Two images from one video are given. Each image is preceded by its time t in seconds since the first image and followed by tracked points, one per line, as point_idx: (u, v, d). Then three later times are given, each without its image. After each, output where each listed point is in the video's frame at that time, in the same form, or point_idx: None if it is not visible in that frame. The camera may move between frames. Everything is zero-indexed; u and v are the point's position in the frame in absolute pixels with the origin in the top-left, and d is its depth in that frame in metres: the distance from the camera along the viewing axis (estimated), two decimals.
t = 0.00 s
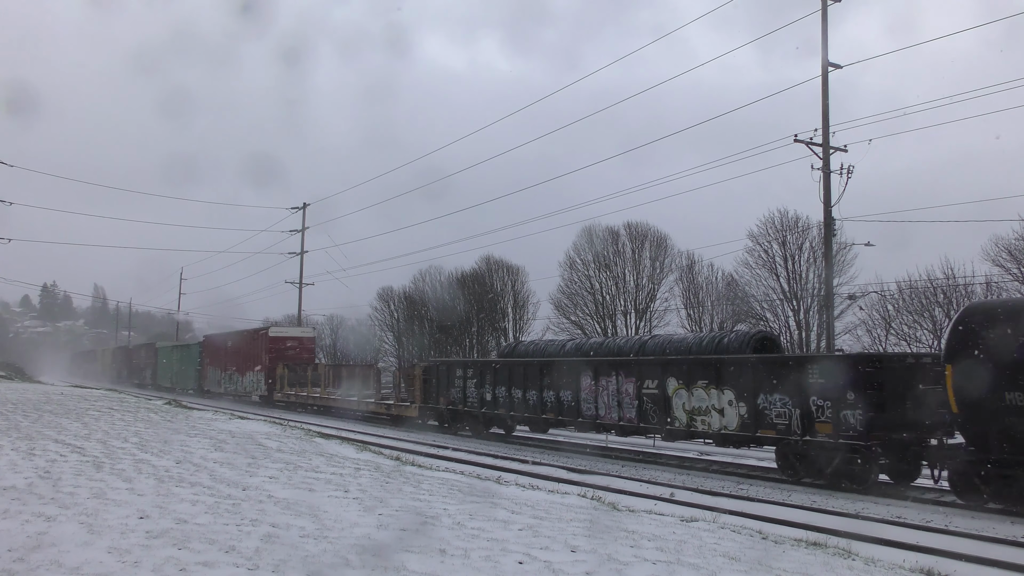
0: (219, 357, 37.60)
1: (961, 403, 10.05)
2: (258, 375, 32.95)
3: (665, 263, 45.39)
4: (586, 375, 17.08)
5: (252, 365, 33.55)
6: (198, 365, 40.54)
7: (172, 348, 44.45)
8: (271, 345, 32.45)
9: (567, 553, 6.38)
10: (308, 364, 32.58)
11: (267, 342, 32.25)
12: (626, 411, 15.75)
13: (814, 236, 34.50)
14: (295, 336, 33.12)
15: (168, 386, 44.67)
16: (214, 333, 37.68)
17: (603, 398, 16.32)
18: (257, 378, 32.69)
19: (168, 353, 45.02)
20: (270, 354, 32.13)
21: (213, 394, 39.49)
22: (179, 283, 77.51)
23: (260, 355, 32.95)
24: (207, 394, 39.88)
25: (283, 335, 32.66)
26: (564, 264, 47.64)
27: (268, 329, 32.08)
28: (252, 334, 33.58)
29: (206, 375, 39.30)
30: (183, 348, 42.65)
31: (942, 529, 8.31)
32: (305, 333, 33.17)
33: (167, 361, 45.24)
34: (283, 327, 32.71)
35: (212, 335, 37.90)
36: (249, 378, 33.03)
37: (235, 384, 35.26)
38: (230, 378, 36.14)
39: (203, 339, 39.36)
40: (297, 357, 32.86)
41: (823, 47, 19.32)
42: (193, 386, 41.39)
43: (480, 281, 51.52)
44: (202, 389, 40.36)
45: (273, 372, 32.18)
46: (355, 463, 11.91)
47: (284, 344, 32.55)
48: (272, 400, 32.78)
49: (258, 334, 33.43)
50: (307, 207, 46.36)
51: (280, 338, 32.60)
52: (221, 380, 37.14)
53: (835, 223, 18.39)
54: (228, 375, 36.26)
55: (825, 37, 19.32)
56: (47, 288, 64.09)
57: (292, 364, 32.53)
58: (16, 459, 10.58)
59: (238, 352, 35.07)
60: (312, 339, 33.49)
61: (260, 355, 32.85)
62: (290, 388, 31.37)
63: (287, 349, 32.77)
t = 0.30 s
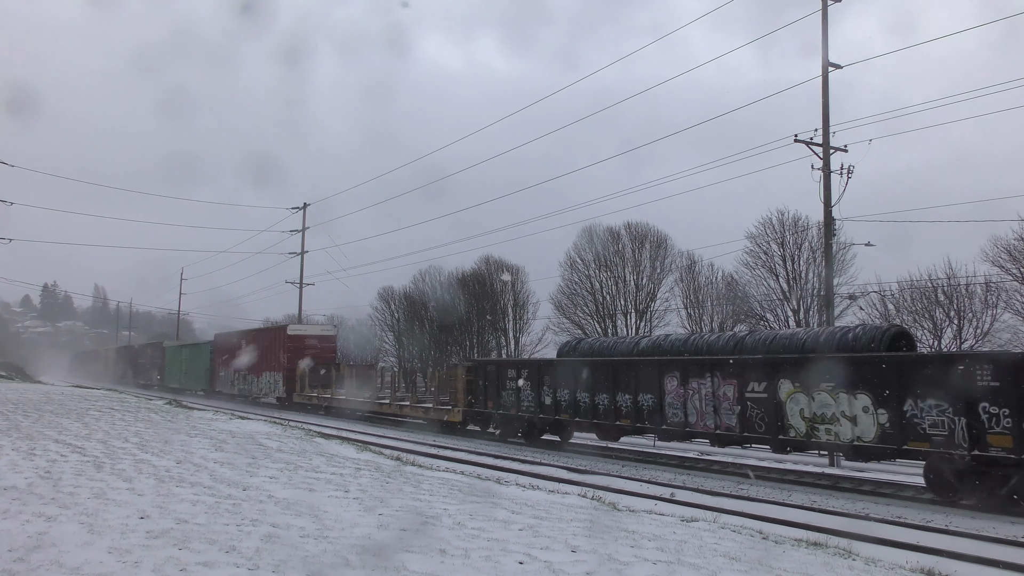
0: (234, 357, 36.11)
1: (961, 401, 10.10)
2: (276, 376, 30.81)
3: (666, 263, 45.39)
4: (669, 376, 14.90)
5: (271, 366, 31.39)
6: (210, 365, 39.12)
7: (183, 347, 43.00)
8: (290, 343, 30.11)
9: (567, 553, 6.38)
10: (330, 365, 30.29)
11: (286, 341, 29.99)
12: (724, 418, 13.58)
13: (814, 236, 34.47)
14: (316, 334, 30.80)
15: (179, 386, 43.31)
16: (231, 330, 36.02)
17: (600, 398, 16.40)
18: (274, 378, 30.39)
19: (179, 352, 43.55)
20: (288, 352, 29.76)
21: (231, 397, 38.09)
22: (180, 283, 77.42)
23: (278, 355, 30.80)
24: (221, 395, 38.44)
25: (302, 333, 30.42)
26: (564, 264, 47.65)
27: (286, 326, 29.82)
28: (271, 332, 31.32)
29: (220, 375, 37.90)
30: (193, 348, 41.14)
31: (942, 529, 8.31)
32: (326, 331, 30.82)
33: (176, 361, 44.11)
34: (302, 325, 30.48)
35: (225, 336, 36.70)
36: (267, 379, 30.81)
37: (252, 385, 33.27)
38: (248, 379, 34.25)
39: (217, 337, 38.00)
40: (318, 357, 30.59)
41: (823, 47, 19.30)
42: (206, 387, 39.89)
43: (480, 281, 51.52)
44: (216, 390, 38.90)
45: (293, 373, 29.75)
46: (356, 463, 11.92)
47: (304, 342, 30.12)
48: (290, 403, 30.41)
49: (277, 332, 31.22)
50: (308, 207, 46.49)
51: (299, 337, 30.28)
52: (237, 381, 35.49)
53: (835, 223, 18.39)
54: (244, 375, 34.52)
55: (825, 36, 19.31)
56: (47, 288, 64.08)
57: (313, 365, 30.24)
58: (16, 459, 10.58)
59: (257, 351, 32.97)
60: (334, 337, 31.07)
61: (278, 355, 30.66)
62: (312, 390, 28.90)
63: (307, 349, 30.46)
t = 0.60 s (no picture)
0: (248, 357, 34.71)
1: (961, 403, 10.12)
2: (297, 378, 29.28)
3: (666, 263, 45.40)
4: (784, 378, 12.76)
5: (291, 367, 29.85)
6: (222, 366, 37.71)
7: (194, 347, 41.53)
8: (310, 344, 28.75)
9: (567, 553, 6.38)
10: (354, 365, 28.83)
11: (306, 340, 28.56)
12: (857, 427, 11.41)
13: (814, 237, 34.50)
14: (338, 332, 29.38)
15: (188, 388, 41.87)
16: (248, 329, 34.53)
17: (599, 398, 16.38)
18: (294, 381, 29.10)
19: (189, 352, 42.07)
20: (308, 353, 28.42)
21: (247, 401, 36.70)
22: (181, 282, 77.44)
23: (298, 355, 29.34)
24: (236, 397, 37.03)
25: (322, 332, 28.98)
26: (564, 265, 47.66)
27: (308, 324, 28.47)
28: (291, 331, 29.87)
29: (231, 375, 36.42)
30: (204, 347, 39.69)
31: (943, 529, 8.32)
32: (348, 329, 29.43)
33: (185, 362, 42.81)
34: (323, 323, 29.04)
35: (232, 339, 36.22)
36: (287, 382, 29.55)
37: (270, 387, 31.73)
38: (265, 381, 32.67)
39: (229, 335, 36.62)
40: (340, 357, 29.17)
41: (823, 46, 19.30)
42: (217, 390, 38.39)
43: (480, 281, 51.52)
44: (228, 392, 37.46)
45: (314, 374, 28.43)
46: (355, 463, 11.92)
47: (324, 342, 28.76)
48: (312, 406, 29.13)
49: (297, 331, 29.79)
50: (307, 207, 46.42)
51: (321, 336, 28.85)
52: (253, 383, 33.98)
53: (835, 223, 18.39)
54: (261, 376, 32.99)
55: (824, 37, 19.31)
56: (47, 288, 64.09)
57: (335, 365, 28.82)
58: (16, 459, 10.59)
59: (275, 351, 31.42)
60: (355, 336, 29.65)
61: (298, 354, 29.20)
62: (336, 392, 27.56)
63: (329, 348, 29.01)
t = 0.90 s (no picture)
0: (264, 356, 33.33)
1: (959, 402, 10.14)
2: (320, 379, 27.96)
3: (666, 263, 45.38)
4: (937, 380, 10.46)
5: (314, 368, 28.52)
6: (235, 367, 36.40)
7: (204, 346, 40.14)
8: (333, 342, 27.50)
9: (567, 553, 6.38)
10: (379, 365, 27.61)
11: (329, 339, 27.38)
12: None
13: (814, 237, 34.54)
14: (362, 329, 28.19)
15: (198, 389, 40.52)
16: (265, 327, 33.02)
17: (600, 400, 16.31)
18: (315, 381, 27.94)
19: (199, 352, 40.68)
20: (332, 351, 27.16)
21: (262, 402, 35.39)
22: (181, 281, 77.35)
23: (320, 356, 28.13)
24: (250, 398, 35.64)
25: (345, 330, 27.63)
26: (564, 265, 47.67)
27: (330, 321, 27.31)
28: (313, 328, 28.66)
29: (245, 376, 34.99)
30: (216, 346, 38.34)
31: (942, 528, 8.32)
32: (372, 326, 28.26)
33: (195, 361, 41.42)
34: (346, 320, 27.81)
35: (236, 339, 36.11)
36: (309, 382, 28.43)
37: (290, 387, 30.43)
38: (284, 382, 31.25)
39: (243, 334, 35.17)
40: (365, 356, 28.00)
41: (823, 46, 19.31)
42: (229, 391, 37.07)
43: (480, 281, 51.47)
44: (241, 393, 36.06)
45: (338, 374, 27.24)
46: (355, 463, 11.92)
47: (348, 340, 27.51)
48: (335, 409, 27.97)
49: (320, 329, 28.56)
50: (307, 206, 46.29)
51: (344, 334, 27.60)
52: (270, 384, 32.56)
53: (835, 224, 18.40)
54: (279, 377, 31.57)
55: (824, 36, 19.33)
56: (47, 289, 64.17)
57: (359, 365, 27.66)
58: (16, 459, 10.59)
59: (296, 351, 30.13)
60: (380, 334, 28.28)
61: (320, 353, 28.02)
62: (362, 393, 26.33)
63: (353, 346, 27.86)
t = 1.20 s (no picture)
0: (281, 355, 31.93)
1: (961, 402, 10.11)
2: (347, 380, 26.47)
3: (666, 262, 45.39)
4: None
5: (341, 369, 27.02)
6: (250, 367, 35.02)
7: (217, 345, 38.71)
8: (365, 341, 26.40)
9: (567, 553, 6.38)
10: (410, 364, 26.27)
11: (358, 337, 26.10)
12: None
13: (814, 237, 34.52)
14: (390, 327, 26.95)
15: (210, 390, 39.14)
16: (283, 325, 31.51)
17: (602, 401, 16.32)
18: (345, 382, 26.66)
19: (211, 351, 39.28)
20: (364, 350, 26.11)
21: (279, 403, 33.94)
22: (181, 281, 77.27)
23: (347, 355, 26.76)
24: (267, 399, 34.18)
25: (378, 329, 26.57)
26: (564, 265, 47.69)
27: (358, 317, 26.09)
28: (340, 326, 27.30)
29: (260, 375, 33.57)
30: (229, 345, 36.94)
31: (942, 529, 8.34)
32: (401, 323, 27.09)
33: (205, 360, 40.06)
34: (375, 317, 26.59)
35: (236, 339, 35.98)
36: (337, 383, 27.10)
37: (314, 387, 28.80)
38: (305, 384, 29.73)
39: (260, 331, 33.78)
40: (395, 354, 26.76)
41: (823, 46, 19.31)
42: (243, 392, 35.67)
43: (480, 281, 51.48)
44: (257, 394, 34.61)
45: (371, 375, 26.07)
46: (356, 463, 11.93)
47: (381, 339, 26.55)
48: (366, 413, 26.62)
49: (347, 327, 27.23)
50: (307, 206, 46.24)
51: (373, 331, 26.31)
52: (289, 385, 31.09)
53: (835, 223, 18.40)
54: (299, 377, 30.15)
55: (824, 36, 19.32)
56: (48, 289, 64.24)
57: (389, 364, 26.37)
58: (16, 459, 10.60)
59: (318, 352, 28.60)
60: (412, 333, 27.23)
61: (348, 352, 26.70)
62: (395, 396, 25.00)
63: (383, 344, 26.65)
